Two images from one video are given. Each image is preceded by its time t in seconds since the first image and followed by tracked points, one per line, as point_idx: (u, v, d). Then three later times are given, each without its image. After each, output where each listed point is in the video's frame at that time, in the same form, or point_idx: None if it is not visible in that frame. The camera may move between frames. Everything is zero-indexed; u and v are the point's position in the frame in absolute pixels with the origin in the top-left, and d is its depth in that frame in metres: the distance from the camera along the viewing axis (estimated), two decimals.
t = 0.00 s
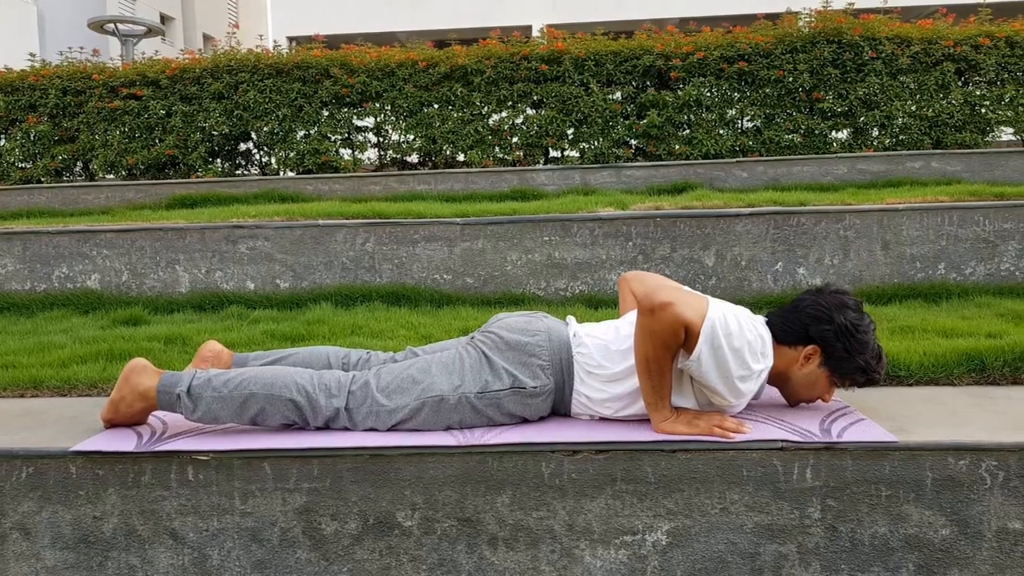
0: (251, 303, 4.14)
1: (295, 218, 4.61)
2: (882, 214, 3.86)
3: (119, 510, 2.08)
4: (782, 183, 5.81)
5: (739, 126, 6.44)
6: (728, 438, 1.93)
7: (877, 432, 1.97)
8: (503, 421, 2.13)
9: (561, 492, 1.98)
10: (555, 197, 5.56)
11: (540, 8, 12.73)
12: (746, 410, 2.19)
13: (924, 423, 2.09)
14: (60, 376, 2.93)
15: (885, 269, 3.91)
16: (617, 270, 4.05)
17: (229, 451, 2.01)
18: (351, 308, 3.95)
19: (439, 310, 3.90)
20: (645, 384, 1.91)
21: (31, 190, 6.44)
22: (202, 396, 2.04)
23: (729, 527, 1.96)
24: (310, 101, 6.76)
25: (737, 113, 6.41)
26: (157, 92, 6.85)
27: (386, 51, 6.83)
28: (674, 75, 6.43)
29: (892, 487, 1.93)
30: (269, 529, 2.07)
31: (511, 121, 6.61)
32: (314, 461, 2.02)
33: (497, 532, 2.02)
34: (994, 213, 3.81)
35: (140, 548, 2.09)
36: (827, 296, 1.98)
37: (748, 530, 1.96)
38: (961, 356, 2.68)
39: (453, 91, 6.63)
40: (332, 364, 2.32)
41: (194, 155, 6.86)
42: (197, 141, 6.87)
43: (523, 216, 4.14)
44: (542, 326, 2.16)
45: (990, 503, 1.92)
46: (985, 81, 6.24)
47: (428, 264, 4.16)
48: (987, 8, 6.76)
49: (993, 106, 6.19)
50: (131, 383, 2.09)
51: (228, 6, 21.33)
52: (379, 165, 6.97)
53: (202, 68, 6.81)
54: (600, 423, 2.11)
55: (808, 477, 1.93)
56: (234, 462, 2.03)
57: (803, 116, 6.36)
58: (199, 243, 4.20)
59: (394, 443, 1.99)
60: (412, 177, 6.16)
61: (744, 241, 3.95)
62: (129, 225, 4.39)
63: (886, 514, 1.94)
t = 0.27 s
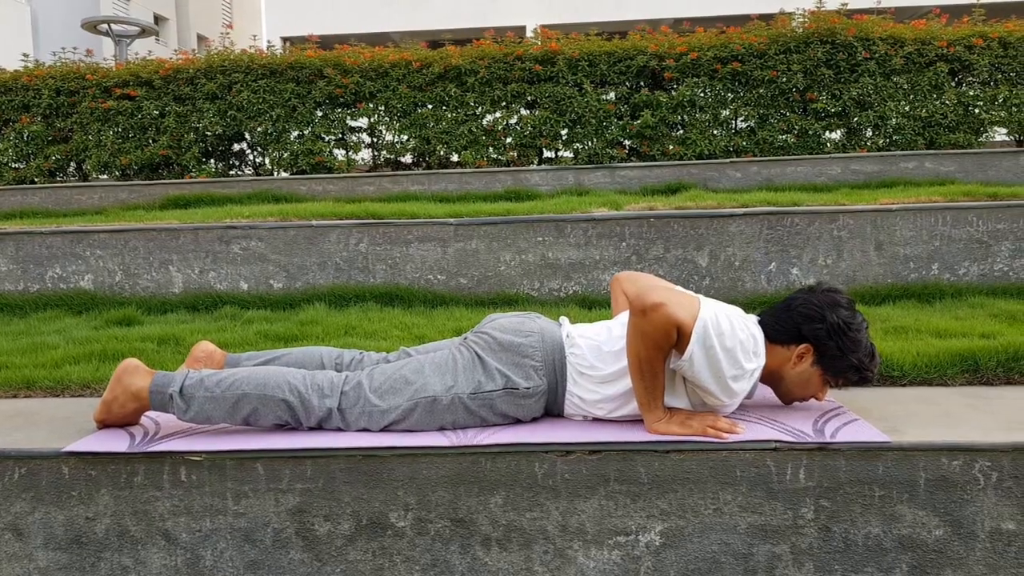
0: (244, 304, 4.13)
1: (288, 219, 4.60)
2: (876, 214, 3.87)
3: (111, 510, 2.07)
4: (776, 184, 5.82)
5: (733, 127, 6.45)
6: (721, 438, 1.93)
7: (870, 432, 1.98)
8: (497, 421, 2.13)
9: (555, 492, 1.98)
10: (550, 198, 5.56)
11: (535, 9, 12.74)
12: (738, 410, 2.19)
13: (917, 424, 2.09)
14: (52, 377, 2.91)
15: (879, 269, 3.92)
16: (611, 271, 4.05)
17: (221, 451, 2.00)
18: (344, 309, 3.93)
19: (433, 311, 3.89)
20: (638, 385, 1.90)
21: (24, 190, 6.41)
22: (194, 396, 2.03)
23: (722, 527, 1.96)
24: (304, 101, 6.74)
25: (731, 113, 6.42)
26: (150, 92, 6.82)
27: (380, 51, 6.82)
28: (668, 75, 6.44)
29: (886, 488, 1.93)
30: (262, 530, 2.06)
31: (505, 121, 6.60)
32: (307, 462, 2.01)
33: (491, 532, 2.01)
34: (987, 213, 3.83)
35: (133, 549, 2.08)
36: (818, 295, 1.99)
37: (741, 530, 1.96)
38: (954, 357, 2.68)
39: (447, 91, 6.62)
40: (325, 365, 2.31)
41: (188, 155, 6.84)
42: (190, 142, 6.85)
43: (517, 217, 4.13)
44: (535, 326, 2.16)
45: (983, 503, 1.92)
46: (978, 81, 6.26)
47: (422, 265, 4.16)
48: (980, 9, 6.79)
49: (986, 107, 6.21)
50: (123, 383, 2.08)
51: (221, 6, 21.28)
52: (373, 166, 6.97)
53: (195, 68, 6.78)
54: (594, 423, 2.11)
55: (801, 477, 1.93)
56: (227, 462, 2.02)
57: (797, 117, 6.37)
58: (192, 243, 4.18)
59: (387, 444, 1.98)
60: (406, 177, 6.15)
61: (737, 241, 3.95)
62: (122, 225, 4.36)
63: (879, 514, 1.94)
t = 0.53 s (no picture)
0: (243, 301, 4.12)
1: (287, 216, 4.59)
2: (875, 216, 3.88)
3: (109, 506, 2.06)
4: (775, 185, 5.82)
5: (732, 127, 6.45)
6: (719, 439, 1.93)
7: (868, 434, 1.98)
8: (495, 420, 2.13)
9: (553, 491, 1.98)
10: (549, 197, 5.56)
11: (535, 8, 12.74)
12: (736, 411, 2.19)
13: (916, 426, 2.09)
14: (50, 372, 2.91)
15: (878, 271, 3.92)
16: (610, 270, 4.05)
17: (219, 448, 1.99)
18: (343, 306, 3.93)
19: (431, 309, 3.89)
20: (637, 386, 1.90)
21: (23, 186, 6.39)
22: (192, 393, 2.03)
23: (720, 528, 1.96)
24: (304, 99, 6.74)
25: (731, 114, 6.41)
26: (150, 88, 6.81)
27: (380, 49, 6.82)
28: (668, 75, 6.44)
29: (884, 489, 1.93)
30: (259, 527, 2.05)
31: (504, 120, 6.60)
32: (305, 460, 2.01)
33: (489, 531, 2.01)
34: (987, 216, 3.83)
35: (130, 545, 2.07)
36: (818, 296, 1.99)
37: (739, 530, 1.96)
38: (953, 359, 2.68)
39: (447, 90, 6.62)
40: (323, 362, 2.31)
41: (187, 152, 6.83)
42: (189, 138, 6.83)
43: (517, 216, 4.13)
44: (534, 326, 2.15)
45: (982, 506, 1.92)
46: (978, 84, 6.26)
47: (421, 263, 4.15)
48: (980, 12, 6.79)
49: (986, 110, 6.21)
50: (122, 379, 2.07)
51: (222, 3, 21.26)
52: (372, 163, 6.97)
53: (195, 65, 6.77)
54: (593, 422, 2.11)
55: (800, 479, 1.93)
56: (225, 459, 2.02)
57: (797, 118, 6.37)
58: (191, 239, 4.18)
59: (385, 442, 1.98)
60: (405, 175, 6.14)
61: (737, 241, 3.95)
62: (122, 221, 4.36)
63: (877, 516, 1.94)
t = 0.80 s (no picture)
0: (243, 299, 4.12)
1: (288, 214, 4.59)
2: (876, 216, 3.87)
3: (109, 503, 2.06)
4: (777, 185, 5.82)
5: (734, 127, 6.44)
6: (720, 438, 1.93)
7: (869, 434, 1.98)
8: (495, 419, 2.13)
9: (553, 490, 1.98)
10: (550, 196, 5.56)
11: (537, 8, 12.74)
12: (737, 411, 2.19)
13: (917, 426, 2.09)
14: (51, 368, 2.91)
15: (879, 271, 3.91)
16: (611, 269, 4.05)
17: (219, 445, 2.00)
18: (343, 304, 3.93)
19: (432, 308, 3.89)
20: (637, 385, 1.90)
21: (24, 182, 6.39)
22: (192, 389, 2.02)
23: (720, 527, 1.96)
24: (305, 97, 6.73)
25: (732, 113, 6.41)
26: (151, 85, 6.80)
27: (382, 47, 6.82)
28: (670, 75, 6.43)
29: (884, 490, 1.93)
30: (258, 524, 2.05)
31: (506, 119, 6.60)
32: (305, 457, 2.01)
33: (488, 529, 2.01)
34: (988, 217, 3.83)
35: (129, 542, 2.07)
36: (818, 294, 1.99)
37: (739, 530, 1.96)
38: (954, 360, 2.68)
39: (448, 88, 6.62)
40: (323, 360, 2.31)
41: (188, 149, 6.83)
42: (190, 135, 6.83)
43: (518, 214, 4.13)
44: (534, 326, 2.15)
45: (982, 507, 1.92)
46: (980, 85, 6.26)
47: (422, 262, 4.15)
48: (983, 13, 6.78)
49: (988, 110, 6.20)
50: (122, 375, 2.07)
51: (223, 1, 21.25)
52: (374, 162, 6.97)
53: (197, 62, 6.76)
54: (593, 422, 2.11)
55: (800, 479, 1.93)
56: (225, 456, 2.02)
57: (798, 118, 6.37)
58: (192, 237, 4.18)
59: (385, 440, 1.98)
60: (406, 173, 6.14)
61: (737, 241, 3.95)
62: (123, 218, 4.36)
63: (877, 516, 1.94)
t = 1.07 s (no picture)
0: (244, 299, 4.13)
1: (288, 214, 4.59)
2: (878, 215, 3.87)
3: (110, 503, 2.06)
4: (777, 183, 5.82)
5: (735, 126, 6.43)
6: (721, 437, 1.93)
7: (870, 433, 1.98)
8: (496, 419, 2.13)
9: (554, 489, 1.98)
10: (551, 195, 5.56)
11: (538, 7, 12.73)
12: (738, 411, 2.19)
13: (918, 425, 2.09)
14: (52, 368, 2.91)
15: (880, 270, 3.91)
16: (611, 269, 4.05)
17: (221, 445, 2.00)
18: (344, 304, 3.93)
19: (432, 307, 3.89)
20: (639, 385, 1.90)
21: (25, 182, 6.39)
22: (194, 390, 2.03)
23: (721, 526, 1.96)
24: (306, 96, 6.73)
25: (733, 112, 6.40)
26: (152, 85, 6.80)
27: (382, 46, 6.82)
28: (670, 73, 6.43)
29: (886, 489, 1.93)
30: (260, 524, 2.06)
31: (506, 118, 6.59)
32: (307, 457, 2.01)
33: (489, 529, 2.01)
34: (989, 215, 3.82)
35: (131, 542, 2.08)
36: (819, 293, 1.99)
37: (740, 529, 1.96)
38: (955, 359, 2.68)
39: (449, 87, 6.62)
40: (325, 359, 2.31)
41: (189, 149, 6.83)
42: (191, 135, 6.83)
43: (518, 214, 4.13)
44: (536, 326, 2.15)
45: (983, 505, 1.92)
46: (982, 83, 6.25)
47: (423, 261, 4.15)
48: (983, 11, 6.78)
49: (989, 109, 6.20)
50: (123, 375, 2.07)
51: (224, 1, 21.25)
52: (374, 161, 6.97)
53: (197, 62, 6.76)
54: (594, 421, 2.11)
55: (801, 478, 1.93)
56: (226, 456, 2.02)
57: (799, 117, 6.36)
58: (193, 237, 4.18)
59: (386, 440, 1.98)
60: (407, 173, 6.14)
61: (738, 240, 3.95)
62: (124, 217, 4.36)
63: (878, 515, 1.94)
